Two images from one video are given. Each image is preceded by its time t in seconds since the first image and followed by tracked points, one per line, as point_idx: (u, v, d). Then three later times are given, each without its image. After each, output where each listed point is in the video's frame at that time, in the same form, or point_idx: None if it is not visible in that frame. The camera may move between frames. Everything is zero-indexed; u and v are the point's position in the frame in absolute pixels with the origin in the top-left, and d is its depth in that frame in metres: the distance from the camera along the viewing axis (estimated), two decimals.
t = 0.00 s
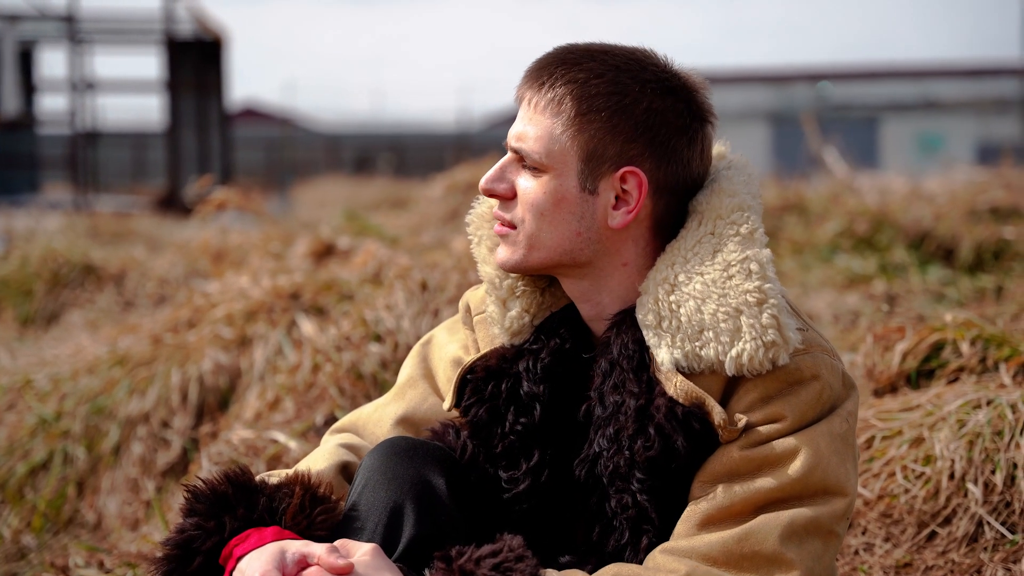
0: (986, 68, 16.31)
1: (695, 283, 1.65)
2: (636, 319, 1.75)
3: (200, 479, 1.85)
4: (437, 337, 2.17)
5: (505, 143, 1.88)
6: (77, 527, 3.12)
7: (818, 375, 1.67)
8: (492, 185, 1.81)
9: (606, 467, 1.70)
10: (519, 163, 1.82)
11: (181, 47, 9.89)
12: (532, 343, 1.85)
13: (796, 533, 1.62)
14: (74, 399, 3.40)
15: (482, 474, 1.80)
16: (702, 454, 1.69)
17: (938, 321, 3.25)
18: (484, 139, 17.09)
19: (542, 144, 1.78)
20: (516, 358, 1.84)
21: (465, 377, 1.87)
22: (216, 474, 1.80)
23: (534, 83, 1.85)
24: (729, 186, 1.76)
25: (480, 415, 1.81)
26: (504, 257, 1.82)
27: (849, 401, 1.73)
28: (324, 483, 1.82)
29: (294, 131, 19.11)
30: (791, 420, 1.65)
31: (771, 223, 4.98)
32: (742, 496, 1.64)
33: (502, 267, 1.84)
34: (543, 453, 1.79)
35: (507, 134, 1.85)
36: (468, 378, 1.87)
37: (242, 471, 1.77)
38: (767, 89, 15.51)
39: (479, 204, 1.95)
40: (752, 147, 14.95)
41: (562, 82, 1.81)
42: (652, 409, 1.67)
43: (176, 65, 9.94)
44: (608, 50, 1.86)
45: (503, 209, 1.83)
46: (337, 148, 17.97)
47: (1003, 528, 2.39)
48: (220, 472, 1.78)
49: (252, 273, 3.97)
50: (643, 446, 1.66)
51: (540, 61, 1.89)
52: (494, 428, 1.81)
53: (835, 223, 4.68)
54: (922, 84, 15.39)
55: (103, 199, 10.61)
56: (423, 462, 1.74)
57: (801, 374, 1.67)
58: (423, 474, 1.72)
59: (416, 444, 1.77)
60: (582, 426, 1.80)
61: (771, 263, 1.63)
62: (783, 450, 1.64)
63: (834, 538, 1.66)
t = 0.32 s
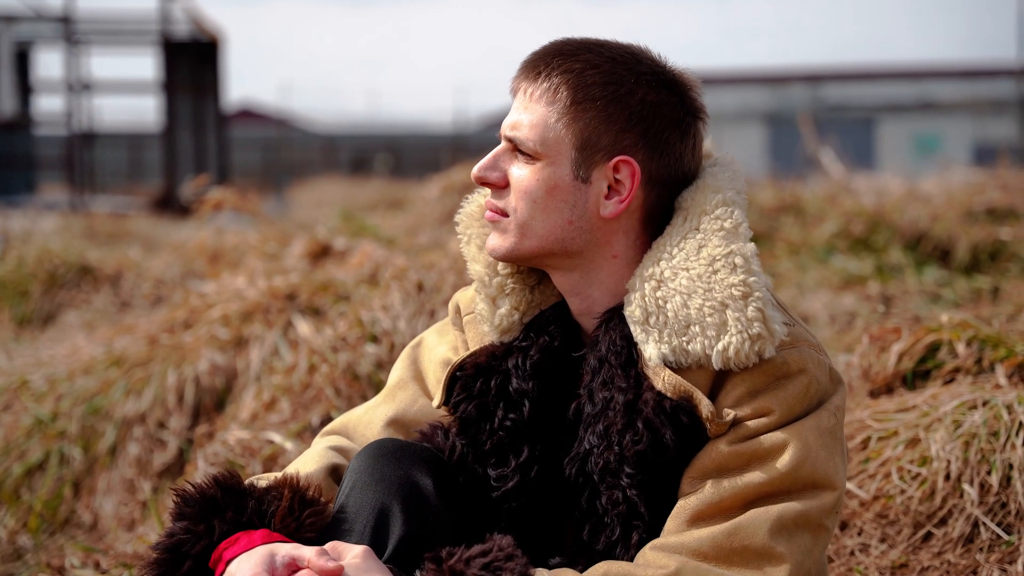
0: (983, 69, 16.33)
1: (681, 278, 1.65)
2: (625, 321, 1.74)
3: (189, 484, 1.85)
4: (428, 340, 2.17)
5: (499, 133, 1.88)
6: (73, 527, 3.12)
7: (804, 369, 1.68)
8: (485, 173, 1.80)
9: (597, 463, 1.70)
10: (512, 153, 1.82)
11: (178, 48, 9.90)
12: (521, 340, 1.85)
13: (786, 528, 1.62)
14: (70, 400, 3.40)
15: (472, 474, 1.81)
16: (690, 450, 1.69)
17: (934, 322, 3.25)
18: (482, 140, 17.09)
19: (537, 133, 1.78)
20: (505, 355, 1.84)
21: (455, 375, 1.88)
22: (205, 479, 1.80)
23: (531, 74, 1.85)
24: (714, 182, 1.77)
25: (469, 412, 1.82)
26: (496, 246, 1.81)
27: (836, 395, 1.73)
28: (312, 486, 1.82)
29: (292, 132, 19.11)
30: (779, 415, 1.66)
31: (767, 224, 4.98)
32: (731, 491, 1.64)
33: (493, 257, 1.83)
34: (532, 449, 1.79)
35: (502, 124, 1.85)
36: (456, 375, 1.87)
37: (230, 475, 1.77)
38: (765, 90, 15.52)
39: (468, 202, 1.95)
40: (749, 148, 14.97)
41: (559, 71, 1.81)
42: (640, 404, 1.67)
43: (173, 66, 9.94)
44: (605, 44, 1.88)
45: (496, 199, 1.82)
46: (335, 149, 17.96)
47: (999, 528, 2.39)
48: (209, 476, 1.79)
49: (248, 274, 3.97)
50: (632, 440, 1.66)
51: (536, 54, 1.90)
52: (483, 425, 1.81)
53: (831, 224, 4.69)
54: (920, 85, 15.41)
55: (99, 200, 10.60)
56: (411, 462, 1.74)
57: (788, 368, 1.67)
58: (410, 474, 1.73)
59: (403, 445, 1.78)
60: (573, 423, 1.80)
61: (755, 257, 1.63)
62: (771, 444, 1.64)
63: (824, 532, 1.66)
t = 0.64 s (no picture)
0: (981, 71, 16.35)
1: (679, 278, 1.65)
2: (624, 323, 1.75)
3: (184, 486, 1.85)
4: (425, 341, 2.17)
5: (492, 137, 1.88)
6: (70, 528, 3.13)
7: (803, 369, 1.68)
8: (480, 178, 1.81)
9: (596, 464, 1.69)
10: (507, 157, 1.82)
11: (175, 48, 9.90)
12: (520, 342, 1.85)
13: (785, 527, 1.62)
14: (67, 400, 3.40)
15: (468, 475, 1.80)
16: (689, 450, 1.69)
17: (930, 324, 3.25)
18: (479, 141, 17.11)
19: (531, 136, 1.78)
20: (503, 357, 1.84)
21: (453, 375, 1.87)
22: (200, 481, 1.80)
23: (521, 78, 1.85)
24: (710, 181, 1.77)
25: (466, 411, 1.81)
26: (494, 252, 1.82)
27: (835, 395, 1.73)
28: (308, 487, 1.82)
29: (290, 132, 19.12)
30: (778, 414, 1.66)
31: (764, 225, 4.98)
32: (730, 490, 1.64)
33: (492, 262, 1.83)
34: (529, 450, 1.79)
35: (495, 129, 1.85)
36: (454, 376, 1.87)
37: (226, 476, 1.77)
38: (762, 91, 15.54)
39: (466, 204, 1.95)
40: (746, 149, 14.99)
41: (549, 74, 1.82)
42: (639, 404, 1.67)
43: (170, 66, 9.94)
44: (594, 45, 1.88)
45: (493, 204, 1.82)
46: (333, 150, 17.98)
47: (996, 530, 2.39)
48: (204, 478, 1.78)
49: (245, 274, 3.97)
50: (632, 440, 1.66)
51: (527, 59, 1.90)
52: (480, 426, 1.81)
53: (828, 225, 4.69)
54: (918, 86, 15.43)
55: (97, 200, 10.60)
56: (405, 462, 1.75)
57: (787, 367, 1.67)
58: (406, 474, 1.73)
59: (399, 445, 1.78)
60: (570, 425, 1.80)
61: (753, 256, 1.63)
62: (770, 444, 1.64)
63: (822, 531, 1.66)
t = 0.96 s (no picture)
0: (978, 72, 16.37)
1: (678, 277, 1.65)
2: (622, 320, 1.75)
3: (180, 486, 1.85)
4: (419, 339, 2.17)
5: (503, 133, 1.86)
6: (67, 528, 3.12)
7: (800, 369, 1.68)
8: (493, 175, 1.79)
9: (593, 463, 1.69)
10: (519, 156, 1.81)
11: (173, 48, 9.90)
12: (516, 341, 1.86)
13: (781, 527, 1.62)
14: (64, 400, 3.39)
15: (462, 476, 1.81)
16: (686, 449, 1.69)
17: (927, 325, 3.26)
18: (477, 141, 17.11)
19: (549, 135, 1.77)
20: (499, 356, 1.85)
21: (449, 374, 1.88)
22: (195, 482, 1.80)
23: (538, 75, 1.84)
24: (712, 182, 1.77)
25: (461, 409, 1.82)
26: (502, 250, 1.81)
27: (832, 395, 1.73)
28: (303, 487, 1.82)
29: (288, 132, 19.12)
30: (775, 414, 1.66)
31: (762, 225, 4.99)
32: (727, 490, 1.64)
33: (499, 260, 1.83)
34: (523, 450, 1.79)
35: (508, 125, 1.83)
36: (449, 375, 1.87)
37: (220, 477, 1.77)
38: (760, 92, 15.55)
39: (466, 202, 1.95)
40: (743, 150, 15.00)
41: (570, 74, 1.81)
42: (637, 402, 1.67)
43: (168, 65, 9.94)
44: (613, 46, 1.88)
45: (504, 201, 1.81)
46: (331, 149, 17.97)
47: (992, 531, 2.40)
48: (199, 479, 1.78)
49: (242, 274, 3.97)
50: (630, 438, 1.65)
51: (543, 54, 1.88)
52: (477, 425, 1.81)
53: (826, 226, 4.70)
54: (915, 87, 15.44)
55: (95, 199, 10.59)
56: (400, 462, 1.75)
57: (784, 367, 1.68)
58: (401, 475, 1.73)
59: (394, 446, 1.78)
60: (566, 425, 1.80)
61: (751, 255, 1.63)
62: (768, 443, 1.64)
63: (818, 531, 1.66)
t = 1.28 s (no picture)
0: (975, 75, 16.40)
1: (678, 283, 1.66)
2: (621, 322, 1.76)
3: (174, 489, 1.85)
4: (414, 341, 2.17)
5: (520, 139, 1.84)
6: (62, 529, 3.12)
7: (798, 375, 1.68)
8: (514, 184, 1.78)
9: (591, 467, 1.69)
10: (540, 163, 1.80)
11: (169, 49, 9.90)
12: (513, 346, 1.86)
13: (778, 532, 1.62)
14: (60, 401, 3.39)
15: (456, 479, 1.80)
16: (684, 454, 1.69)
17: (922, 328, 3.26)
18: (473, 142, 17.12)
19: (576, 145, 1.76)
20: (496, 361, 1.85)
21: (445, 377, 1.88)
22: (189, 484, 1.80)
23: (561, 82, 1.82)
24: (715, 189, 1.77)
25: (456, 412, 1.82)
26: (517, 257, 1.81)
27: (830, 402, 1.73)
28: (297, 489, 1.81)
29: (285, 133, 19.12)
30: (773, 419, 1.66)
31: (757, 228, 4.99)
32: (724, 495, 1.64)
33: (512, 267, 1.82)
34: (518, 455, 1.79)
35: (529, 132, 1.81)
36: (446, 378, 1.88)
37: (214, 479, 1.77)
38: (757, 94, 15.56)
39: (465, 204, 1.95)
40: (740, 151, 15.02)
41: (595, 83, 1.79)
42: (635, 407, 1.67)
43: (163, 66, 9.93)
44: (634, 54, 1.88)
45: (521, 209, 1.79)
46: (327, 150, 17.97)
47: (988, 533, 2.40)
48: (193, 482, 1.78)
49: (238, 276, 3.97)
50: (628, 443, 1.65)
51: (562, 60, 1.86)
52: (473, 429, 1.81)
53: (822, 229, 4.70)
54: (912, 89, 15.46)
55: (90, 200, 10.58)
56: (395, 465, 1.75)
57: (782, 373, 1.67)
58: (396, 478, 1.73)
59: (389, 449, 1.78)
60: (562, 430, 1.79)
61: (749, 261, 1.63)
62: (765, 448, 1.64)
63: (814, 535, 1.66)
